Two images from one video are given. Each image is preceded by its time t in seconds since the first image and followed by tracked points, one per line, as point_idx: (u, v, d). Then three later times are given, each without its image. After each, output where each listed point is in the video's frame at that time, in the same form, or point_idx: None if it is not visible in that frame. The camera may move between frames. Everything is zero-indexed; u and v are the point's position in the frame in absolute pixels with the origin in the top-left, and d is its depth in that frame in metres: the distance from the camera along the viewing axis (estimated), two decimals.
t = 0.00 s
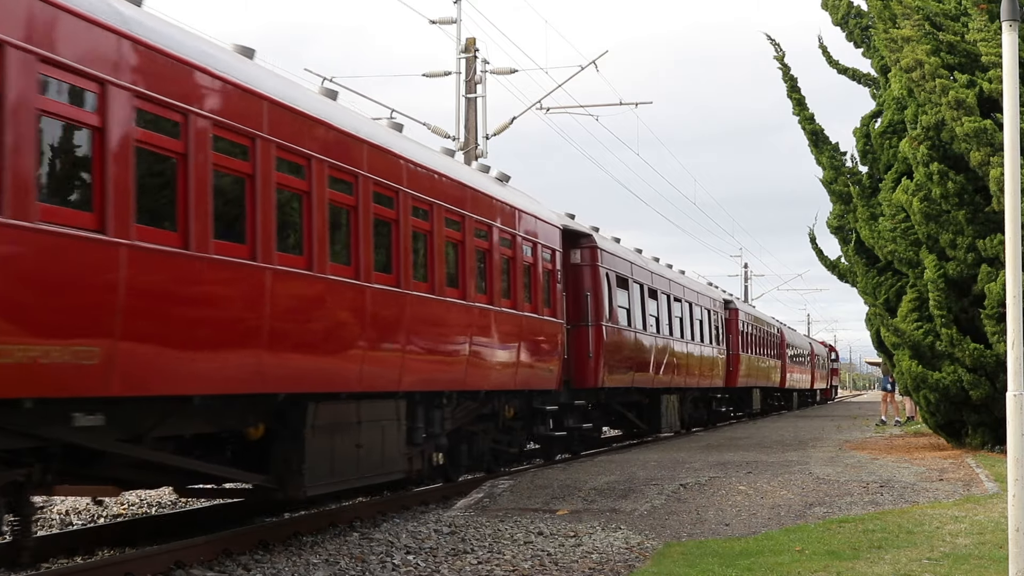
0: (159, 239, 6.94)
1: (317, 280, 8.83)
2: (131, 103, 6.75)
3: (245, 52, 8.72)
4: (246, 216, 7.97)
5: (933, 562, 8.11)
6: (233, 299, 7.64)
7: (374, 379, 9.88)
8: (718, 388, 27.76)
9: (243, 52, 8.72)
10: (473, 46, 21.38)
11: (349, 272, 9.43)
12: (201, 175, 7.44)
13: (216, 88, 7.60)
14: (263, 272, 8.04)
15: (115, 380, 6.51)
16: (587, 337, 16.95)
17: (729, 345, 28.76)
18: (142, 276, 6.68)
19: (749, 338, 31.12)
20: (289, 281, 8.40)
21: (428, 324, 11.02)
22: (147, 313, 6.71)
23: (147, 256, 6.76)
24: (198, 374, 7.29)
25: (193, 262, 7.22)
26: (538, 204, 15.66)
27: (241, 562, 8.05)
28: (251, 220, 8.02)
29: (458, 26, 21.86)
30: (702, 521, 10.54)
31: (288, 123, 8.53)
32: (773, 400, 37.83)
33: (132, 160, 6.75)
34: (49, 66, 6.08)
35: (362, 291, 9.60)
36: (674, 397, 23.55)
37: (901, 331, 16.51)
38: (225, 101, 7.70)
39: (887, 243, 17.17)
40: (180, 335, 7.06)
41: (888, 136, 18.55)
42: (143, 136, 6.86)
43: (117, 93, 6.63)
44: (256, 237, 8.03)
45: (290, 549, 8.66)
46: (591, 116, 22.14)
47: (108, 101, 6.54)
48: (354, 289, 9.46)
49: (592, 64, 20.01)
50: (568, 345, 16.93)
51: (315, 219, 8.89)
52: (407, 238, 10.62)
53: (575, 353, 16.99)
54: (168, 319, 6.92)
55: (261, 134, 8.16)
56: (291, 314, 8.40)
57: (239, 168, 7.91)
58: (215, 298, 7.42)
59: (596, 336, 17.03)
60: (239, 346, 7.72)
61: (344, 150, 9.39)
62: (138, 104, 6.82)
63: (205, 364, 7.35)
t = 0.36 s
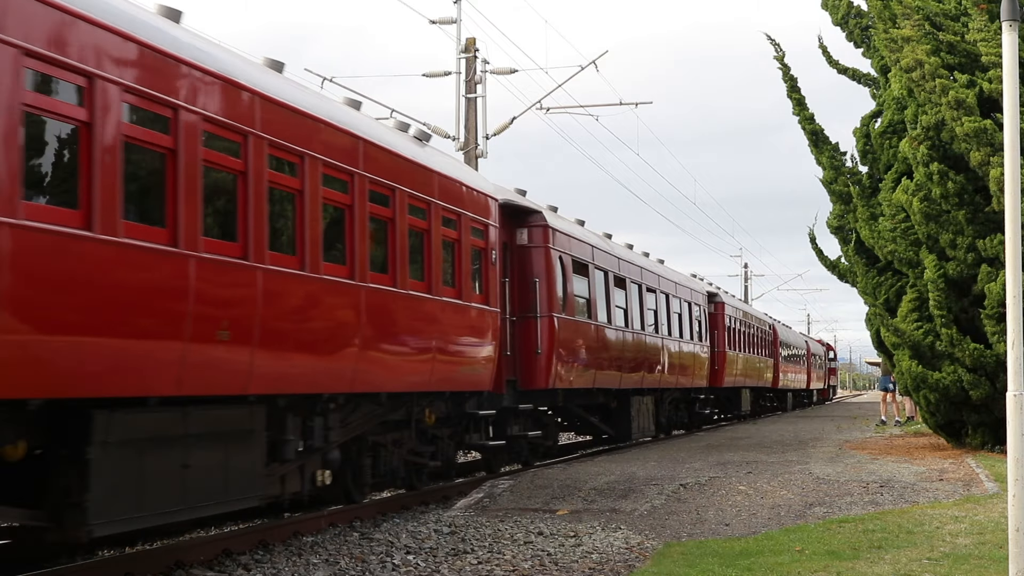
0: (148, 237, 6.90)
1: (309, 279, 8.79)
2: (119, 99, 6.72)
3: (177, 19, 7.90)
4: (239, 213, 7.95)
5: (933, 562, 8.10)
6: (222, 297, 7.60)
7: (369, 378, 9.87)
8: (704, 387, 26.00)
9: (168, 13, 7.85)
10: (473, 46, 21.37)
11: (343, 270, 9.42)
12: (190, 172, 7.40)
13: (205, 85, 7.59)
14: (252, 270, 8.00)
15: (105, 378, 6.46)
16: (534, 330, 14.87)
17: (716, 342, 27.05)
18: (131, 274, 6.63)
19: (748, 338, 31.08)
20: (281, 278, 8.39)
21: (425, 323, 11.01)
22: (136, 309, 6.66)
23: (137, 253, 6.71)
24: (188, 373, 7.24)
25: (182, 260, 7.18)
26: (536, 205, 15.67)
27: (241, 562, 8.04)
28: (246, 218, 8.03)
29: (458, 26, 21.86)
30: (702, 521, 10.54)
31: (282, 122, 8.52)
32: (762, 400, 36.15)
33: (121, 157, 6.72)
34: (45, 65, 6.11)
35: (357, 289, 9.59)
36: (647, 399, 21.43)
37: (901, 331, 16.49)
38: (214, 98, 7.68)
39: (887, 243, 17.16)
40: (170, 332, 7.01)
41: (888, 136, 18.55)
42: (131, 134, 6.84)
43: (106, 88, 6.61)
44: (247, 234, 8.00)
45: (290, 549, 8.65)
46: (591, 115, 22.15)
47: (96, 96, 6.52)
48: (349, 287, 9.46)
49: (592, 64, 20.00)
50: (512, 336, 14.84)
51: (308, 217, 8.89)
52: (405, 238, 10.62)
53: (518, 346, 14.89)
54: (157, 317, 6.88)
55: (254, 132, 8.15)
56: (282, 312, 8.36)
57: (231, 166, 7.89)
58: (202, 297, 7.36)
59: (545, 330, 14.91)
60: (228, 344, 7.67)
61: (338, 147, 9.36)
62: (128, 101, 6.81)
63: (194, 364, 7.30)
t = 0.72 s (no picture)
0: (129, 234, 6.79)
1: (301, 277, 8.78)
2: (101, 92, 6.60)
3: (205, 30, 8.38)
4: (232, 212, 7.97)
5: (933, 562, 8.10)
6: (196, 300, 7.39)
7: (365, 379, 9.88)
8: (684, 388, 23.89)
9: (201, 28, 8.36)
10: (473, 46, 21.38)
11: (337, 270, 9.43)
12: (176, 168, 7.32)
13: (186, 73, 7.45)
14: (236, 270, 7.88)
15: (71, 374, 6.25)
16: (461, 320, 12.65)
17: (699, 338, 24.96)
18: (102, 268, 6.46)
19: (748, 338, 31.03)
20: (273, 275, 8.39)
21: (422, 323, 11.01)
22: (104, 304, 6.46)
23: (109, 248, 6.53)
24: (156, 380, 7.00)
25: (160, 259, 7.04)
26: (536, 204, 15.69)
27: (242, 562, 8.05)
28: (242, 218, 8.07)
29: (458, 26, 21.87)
30: (702, 521, 10.53)
31: (275, 121, 8.52)
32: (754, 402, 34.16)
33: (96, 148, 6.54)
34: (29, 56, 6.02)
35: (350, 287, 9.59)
36: (611, 401, 19.14)
37: (901, 331, 16.47)
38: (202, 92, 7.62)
39: (887, 243, 17.16)
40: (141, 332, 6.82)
41: (888, 136, 18.56)
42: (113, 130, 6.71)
43: (88, 82, 6.48)
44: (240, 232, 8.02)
45: (290, 549, 8.66)
46: (591, 115, 22.18)
47: (79, 89, 6.41)
48: (344, 287, 9.47)
49: (592, 65, 20.02)
50: (435, 328, 12.66)
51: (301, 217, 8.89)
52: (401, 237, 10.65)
53: (441, 339, 12.69)
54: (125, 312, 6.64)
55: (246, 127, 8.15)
56: (273, 309, 8.35)
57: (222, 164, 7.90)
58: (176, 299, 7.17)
59: (475, 321, 12.67)
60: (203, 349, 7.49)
61: (330, 145, 9.35)
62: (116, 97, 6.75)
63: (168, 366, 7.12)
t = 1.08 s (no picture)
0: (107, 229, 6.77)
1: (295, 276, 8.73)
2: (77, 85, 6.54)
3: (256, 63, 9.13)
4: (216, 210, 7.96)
5: (933, 562, 8.11)
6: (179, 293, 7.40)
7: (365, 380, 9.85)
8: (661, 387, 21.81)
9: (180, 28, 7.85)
10: (473, 46, 21.39)
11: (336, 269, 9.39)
12: (152, 163, 7.28)
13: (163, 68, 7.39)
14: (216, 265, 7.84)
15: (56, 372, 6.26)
16: (352, 304, 9.97)
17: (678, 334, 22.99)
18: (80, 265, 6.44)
19: (749, 338, 30.97)
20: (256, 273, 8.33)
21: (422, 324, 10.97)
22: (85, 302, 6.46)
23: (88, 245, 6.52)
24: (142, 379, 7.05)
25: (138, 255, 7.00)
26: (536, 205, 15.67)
27: (241, 562, 8.05)
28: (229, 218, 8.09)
29: (458, 26, 21.88)
30: (701, 521, 10.54)
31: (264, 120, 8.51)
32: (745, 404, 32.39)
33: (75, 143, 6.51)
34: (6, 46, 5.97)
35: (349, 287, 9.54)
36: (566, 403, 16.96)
37: (901, 331, 16.47)
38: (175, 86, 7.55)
39: (887, 243, 17.16)
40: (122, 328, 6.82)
41: (888, 136, 18.56)
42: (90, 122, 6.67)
43: (71, 78, 6.48)
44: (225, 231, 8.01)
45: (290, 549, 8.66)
46: (591, 116, 22.20)
47: (55, 81, 6.35)
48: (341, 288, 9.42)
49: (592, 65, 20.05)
50: (318, 313, 9.91)
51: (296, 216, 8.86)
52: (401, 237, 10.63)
53: (324, 328, 9.94)
54: (105, 309, 6.64)
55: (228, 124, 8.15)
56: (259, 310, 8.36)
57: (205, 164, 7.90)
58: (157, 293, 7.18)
59: (372, 306, 10.04)
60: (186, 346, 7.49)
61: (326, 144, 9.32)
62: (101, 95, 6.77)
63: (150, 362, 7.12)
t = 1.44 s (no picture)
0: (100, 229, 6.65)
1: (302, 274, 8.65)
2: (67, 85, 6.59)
3: (209, 39, 8.45)
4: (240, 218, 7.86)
5: (933, 562, 8.11)
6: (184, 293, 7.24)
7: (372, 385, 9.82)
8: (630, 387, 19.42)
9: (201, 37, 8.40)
10: (473, 46, 21.39)
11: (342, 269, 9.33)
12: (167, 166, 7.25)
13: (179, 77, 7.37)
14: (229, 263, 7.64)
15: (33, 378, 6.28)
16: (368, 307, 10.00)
17: (650, 326, 20.59)
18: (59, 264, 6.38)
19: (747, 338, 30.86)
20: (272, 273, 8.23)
21: (426, 328, 10.96)
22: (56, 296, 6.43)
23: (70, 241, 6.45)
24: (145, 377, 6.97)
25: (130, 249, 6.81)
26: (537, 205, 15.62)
27: (242, 562, 8.05)
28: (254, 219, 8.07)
29: (458, 26, 21.89)
30: (701, 521, 10.54)
31: (277, 122, 8.44)
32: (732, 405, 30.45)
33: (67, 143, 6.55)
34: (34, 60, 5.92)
35: (353, 286, 9.46)
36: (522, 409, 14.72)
37: (901, 331, 16.47)
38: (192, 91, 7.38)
39: (887, 243, 17.16)
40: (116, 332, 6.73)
41: (888, 136, 18.56)
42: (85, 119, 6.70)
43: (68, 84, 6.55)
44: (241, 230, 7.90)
45: (291, 549, 8.66)
46: (591, 116, 22.22)
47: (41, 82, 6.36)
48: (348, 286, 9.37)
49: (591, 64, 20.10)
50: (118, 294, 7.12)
51: (306, 220, 8.80)
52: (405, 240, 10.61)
53: (125, 308, 7.13)
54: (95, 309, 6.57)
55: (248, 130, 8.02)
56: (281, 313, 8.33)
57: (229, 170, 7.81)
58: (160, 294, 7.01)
59: (201, 280, 7.33)
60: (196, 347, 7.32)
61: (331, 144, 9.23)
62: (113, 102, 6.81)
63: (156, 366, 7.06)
